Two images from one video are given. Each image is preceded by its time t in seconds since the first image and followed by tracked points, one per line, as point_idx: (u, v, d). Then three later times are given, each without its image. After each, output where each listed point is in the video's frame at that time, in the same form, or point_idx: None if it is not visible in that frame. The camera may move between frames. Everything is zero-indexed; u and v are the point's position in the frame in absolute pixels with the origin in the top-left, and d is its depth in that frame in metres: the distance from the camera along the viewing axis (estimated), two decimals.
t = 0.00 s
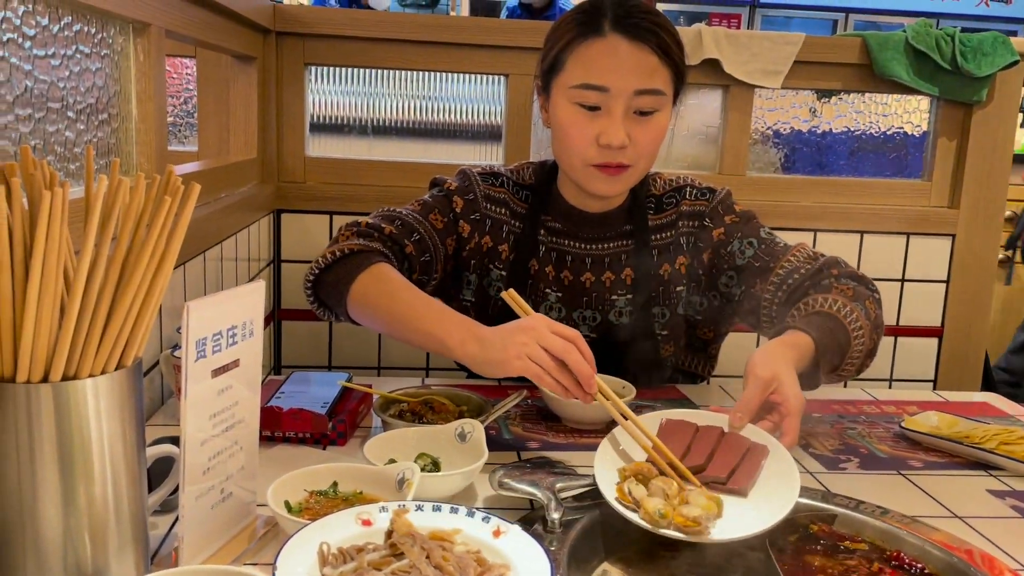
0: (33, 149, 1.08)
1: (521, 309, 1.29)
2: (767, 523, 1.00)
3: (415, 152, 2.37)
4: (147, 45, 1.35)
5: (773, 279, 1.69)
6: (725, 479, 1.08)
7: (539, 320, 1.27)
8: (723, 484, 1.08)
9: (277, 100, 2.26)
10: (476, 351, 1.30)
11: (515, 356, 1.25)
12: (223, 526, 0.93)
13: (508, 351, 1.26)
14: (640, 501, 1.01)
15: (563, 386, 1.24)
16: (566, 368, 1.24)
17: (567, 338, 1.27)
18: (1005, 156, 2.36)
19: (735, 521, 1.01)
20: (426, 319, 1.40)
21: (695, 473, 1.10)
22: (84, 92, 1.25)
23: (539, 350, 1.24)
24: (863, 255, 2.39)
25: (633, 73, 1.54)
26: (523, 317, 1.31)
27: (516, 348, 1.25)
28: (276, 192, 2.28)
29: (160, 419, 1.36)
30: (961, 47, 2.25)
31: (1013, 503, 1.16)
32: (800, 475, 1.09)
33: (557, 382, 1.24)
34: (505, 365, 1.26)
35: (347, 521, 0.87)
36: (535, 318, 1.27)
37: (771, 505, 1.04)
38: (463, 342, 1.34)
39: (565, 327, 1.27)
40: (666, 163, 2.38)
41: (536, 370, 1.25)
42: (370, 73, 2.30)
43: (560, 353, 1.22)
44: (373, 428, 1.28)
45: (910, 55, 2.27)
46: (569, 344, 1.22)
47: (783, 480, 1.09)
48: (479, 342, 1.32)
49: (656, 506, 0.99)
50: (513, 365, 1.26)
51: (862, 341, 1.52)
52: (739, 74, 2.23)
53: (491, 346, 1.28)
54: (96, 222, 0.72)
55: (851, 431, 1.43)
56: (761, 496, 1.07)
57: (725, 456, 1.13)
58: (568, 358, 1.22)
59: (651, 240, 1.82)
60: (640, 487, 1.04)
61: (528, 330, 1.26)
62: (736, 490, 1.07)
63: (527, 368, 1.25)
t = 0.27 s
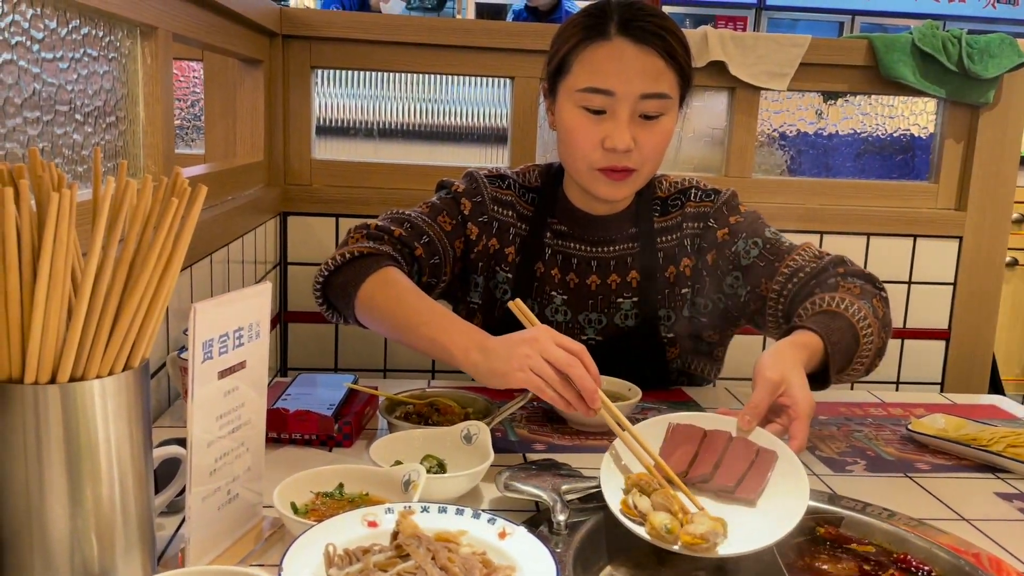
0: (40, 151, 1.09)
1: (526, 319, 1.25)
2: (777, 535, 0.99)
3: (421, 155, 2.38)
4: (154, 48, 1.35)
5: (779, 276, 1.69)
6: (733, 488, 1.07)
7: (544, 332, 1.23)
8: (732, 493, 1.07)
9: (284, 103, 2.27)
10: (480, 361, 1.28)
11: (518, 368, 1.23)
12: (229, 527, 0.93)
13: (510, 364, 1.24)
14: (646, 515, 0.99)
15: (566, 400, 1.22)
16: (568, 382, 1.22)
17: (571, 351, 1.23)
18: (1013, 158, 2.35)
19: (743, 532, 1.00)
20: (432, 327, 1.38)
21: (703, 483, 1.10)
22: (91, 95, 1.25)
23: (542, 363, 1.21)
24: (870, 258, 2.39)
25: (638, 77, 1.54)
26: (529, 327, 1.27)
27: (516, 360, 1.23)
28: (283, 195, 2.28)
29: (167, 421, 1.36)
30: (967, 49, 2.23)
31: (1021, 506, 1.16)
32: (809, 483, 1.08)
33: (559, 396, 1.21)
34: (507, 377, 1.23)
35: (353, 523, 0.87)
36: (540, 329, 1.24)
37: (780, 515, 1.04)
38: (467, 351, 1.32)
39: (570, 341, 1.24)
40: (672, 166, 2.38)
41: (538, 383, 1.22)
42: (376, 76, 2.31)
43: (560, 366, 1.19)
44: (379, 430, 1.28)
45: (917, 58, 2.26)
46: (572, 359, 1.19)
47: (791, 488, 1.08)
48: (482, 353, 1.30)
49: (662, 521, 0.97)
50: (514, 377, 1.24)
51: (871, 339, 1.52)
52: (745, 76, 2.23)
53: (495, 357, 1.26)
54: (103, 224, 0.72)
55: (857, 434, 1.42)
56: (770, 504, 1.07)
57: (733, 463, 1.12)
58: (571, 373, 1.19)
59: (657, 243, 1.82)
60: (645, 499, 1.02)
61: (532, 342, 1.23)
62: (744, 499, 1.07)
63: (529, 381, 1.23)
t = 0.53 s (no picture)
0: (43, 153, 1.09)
1: (533, 323, 1.26)
2: (782, 535, 0.99)
3: (425, 157, 2.38)
4: (158, 50, 1.36)
5: (782, 276, 1.69)
6: (736, 489, 1.07)
7: (549, 337, 1.23)
8: (735, 494, 1.07)
9: (288, 105, 2.27)
10: (484, 365, 1.28)
11: (522, 373, 1.22)
12: (232, 528, 0.93)
13: (514, 369, 1.24)
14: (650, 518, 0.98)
15: (569, 406, 1.21)
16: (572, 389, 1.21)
17: (577, 358, 1.23)
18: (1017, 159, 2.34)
19: (748, 533, 1.00)
20: (438, 331, 1.38)
21: (708, 485, 1.09)
22: (95, 97, 1.25)
23: (546, 368, 1.21)
24: (874, 260, 2.38)
25: (640, 78, 1.54)
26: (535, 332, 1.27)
27: (520, 365, 1.22)
28: (287, 197, 2.29)
29: (170, 422, 1.36)
30: (971, 50, 2.23)
31: None
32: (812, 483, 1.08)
33: (562, 401, 1.21)
34: (511, 382, 1.23)
35: (356, 524, 0.88)
36: (545, 334, 1.24)
37: (784, 515, 1.04)
38: (472, 355, 1.32)
39: (576, 347, 1.23)
40: (675, 168, 2.38)
41: (541, 388, 1.22)
42: (379, 79, 2.31)
43: (564, 372, 1.19)
44: (382, 431, 1.28)
45: (920, 59, 2.26)
46: (576, 365, 1.18)
47: (794, 488, 1.08)
48: (487, 358, 1.30)
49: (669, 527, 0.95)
50: (518, 382, 1.23)
51: (875, 336, 1.52)
52: (748, 77, 2.23)
53: (500, 361, 1.26)
54: (107, 225, 0.72)
55: (861, 435, 1.42)
56: (773, 505, 1.07)
57: (736, 463, 1.11)
58: (575, 379, 1.18)
59: (660, 244, 1.82)
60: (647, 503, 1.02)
61: (537, 346, 1.23)
62: (748, 500, 1.06)
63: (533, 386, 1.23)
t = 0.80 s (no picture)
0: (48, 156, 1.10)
1: (539, 330, 1.25)
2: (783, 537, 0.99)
3: (429, 160, 2.39)
4: (162, 53, 1.37)
5: (785, 275, 1.70)
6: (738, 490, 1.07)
7: (555, 344, 1.23)
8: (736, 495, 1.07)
9: (291, 108, 2.27)
10: (488, 369, 1.28)
11: (526, 378, 1.22)
12: (235, 530, 0.93)
13: (518, 373, 1.23)
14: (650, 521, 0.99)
15: (571, 411, 1.20)
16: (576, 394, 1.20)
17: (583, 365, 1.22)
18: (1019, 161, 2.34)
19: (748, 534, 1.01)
20: (442, 335, 1.38)
21: (710, 486, 1.09)
22: (99, 100, 1.26)
23: (551, 374, 1.20)
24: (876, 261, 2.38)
25: (635, 78, 1.54)
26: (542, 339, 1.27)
27: (524, 369, 1.22)
28: (290, 199, 2.29)
29: (175, 424, 1.37)
30: (973, 52, 2.23)
31: None
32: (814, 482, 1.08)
33: (566, 408, 1.20)
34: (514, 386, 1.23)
35: (359, 526, 0.88)
36: (551, 341, 1.24)
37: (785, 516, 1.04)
38: (478, 360, 1.32)
39: (582, 354, 1.23)
40: (677, 170, 2.38)
41: (545, 393, 1.21)
42: (381, 81, 2.32)
43: (568, 377, 1.18)
44: (385, 433, 1.29)
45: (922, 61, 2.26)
46: (580, 371, 1.18)
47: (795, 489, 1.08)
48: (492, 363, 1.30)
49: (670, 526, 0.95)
50: (521, 387, 1.23)
51: (879, 335, 1.50)
52: (750, 79, 2.23)
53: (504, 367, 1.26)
54: (111, 229, 0.73)
55: (864, 437, 1.42)
56: (775, 506, 1.07)
57: (737, 464, 1.12)
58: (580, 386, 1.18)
59: (662, 246, 1.82)
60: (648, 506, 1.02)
61: (542, 352, 1.23)
62: (749, 501, 1.07)
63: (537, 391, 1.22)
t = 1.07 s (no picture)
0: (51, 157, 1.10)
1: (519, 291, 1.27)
2: (786, 536, 0.99)
3: (426, 160, 2.39)
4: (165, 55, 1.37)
5: (786, 274, 1.70)
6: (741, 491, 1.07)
7: (534, 302, 1.25)
8: (740, 495, 1.07)
9: (292, 109, 2.28)
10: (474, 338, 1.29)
11: (509, 338, 1.23)
12: (236, 532, 0.93)
13: (502, 335, 1.24)
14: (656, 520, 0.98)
15: (558, 365, 1.21)
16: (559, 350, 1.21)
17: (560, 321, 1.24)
18: (1020, 163, 2.34)
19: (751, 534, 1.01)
20: (427, 313, 1.39)
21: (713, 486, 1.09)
22: (102, 102, 1.26)
23: (532, 331, 1.22)
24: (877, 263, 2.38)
25: (634, 81, 1.54)
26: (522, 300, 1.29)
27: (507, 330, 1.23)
28: (291, 200, 2.29)
29: (175, 425, 1.37)
30: (974, 55, 2.23)
31: None
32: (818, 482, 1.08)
33: (549, 364, 1.21)
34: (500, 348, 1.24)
35: (361, 527, 0.88)
36: (529, 300, 1.25)
37: (789, 516, 1.04)
38: (464, 330, 1.33)
39: (559, 310, 1.25)
40: (677, 171, 2.38)
41: (528, 352, 1.22)
42: (377, 82, 2.32)
43: (550, 332, 1.20)
44: (386, 434, 1.29)
45: (923, 63, 2.26)
46: (559, 325, 1.20)
47: (800, 488, 1.08)
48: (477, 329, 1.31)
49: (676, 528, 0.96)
50: (507, 347, 1.24)
51: (880, 333, 1.49)
52: (751, 81, 2.23)
53: (489, 333, 1.27)
54: (114, 231, 0.73)
55: (865, 439, 1.42)
56: (780, 505, 1.07)
57: (741, 464, 1.12)
58: (560, 340, 1.19)
59: (663, 247, 1.82)
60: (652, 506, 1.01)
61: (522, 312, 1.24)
62: (753, 500, 1.07)
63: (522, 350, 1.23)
